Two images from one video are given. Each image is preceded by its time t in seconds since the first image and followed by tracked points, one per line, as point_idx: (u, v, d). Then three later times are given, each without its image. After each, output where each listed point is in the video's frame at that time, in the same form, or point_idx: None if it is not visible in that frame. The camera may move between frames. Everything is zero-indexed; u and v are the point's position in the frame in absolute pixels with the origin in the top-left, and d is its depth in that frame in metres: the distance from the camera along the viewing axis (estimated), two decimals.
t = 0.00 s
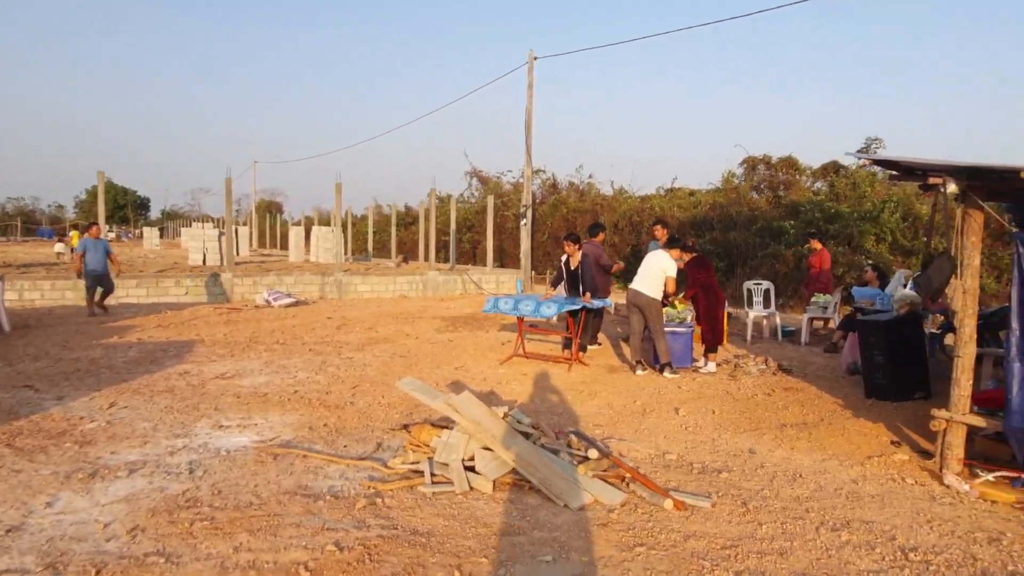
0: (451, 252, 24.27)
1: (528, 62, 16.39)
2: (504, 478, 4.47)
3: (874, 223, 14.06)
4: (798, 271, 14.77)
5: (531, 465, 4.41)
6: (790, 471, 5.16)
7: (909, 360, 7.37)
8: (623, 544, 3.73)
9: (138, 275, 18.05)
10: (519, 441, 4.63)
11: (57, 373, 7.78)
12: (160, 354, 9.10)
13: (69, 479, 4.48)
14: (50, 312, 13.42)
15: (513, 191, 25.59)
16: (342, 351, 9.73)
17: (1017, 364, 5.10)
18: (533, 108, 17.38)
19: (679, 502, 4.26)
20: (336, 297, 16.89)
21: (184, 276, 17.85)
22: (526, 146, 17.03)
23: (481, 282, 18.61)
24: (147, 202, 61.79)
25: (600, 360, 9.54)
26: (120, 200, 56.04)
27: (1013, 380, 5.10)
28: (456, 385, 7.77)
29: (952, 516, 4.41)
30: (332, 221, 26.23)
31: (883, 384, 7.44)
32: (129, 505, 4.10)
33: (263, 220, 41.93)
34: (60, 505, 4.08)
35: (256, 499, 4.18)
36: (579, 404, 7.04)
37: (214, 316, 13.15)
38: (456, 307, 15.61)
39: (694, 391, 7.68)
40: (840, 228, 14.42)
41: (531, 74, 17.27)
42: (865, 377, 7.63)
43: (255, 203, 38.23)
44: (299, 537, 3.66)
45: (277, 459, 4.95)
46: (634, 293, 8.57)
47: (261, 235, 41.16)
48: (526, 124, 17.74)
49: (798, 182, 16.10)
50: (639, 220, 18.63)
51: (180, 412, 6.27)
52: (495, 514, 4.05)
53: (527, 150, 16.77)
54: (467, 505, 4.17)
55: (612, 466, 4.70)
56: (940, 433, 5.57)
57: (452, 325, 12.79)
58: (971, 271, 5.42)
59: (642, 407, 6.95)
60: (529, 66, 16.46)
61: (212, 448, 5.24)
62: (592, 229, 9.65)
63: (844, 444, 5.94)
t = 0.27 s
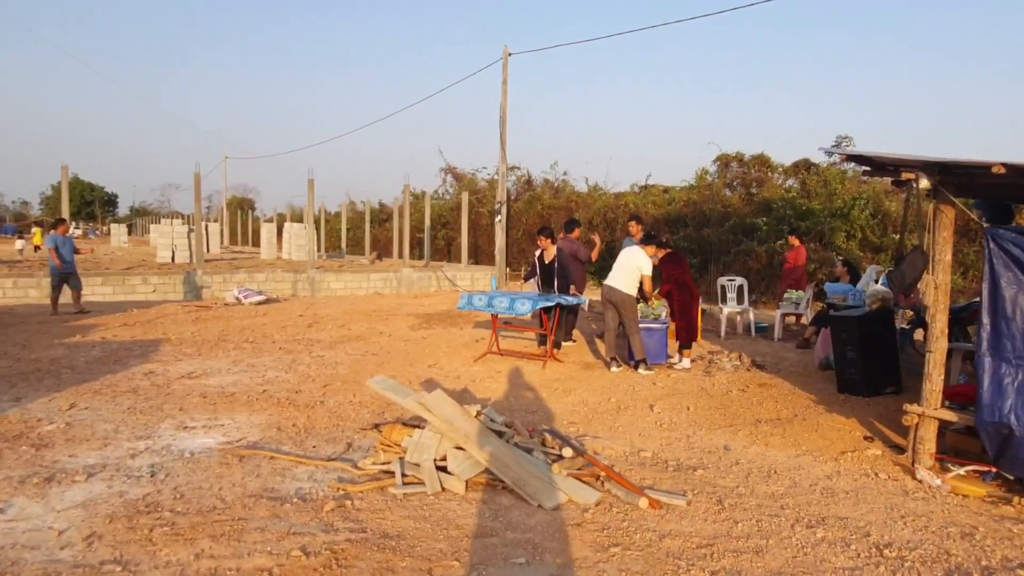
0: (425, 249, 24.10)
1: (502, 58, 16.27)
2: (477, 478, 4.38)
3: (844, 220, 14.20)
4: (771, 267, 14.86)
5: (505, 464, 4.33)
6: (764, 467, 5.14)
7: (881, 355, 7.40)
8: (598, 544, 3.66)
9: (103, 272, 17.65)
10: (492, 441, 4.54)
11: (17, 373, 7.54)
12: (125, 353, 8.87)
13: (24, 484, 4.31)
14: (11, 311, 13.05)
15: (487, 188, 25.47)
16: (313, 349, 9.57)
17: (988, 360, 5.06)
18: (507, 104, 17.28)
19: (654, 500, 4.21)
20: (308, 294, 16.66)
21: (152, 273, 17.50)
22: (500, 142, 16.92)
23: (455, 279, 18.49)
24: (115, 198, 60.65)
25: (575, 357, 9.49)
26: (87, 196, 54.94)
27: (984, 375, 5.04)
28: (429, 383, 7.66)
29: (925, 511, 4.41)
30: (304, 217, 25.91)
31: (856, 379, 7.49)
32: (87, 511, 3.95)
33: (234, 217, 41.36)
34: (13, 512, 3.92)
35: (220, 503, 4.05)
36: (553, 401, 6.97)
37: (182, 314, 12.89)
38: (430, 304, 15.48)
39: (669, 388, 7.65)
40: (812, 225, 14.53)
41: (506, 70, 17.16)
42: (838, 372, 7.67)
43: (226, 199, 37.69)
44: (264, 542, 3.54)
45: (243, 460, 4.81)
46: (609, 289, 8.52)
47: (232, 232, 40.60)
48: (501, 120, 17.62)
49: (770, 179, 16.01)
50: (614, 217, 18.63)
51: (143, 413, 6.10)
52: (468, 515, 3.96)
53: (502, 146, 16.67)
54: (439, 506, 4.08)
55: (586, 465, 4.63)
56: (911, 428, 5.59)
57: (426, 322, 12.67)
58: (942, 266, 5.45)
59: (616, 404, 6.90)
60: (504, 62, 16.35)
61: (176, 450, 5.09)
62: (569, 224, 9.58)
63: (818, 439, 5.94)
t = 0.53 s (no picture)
0: (400, 248, 23.86)
1: (477, 55, 16.11)
2: (445, 484, 4.25)
3: (817, 220, 14.28)
4: (744, 267, 14.90)
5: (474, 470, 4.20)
6: (738, 470, 5.06)
7: (854, 355, 7.39)
8: (568, 554, 3.55)
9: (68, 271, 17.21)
10: (461, 445, 4.41)
11: None
12: (86, 355, 8.60)
13: None
14: None
15: (463, 186, 25.29)
16: (281, 350, 9.36)
17: (961, 360, 5.03)
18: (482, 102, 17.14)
19: (627, 506, 4.11)
20: (280, 294, 16.38)
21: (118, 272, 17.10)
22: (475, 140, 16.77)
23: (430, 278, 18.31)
24: (83, 195, 59.46)
25: (549, 357, 9.38)
26: (54, 193, 53.80)
27: (957, 376, 5.02)
28: (400, 385, 7.51)
29: (899, 515, 4.36)
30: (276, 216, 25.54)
31: (829, 379, 7.46)
32: (33, 524, 3.75)
33: (206, 215, 40.72)
34: None
35: (175, 514, 3.87)
36: (525, 402, 6.86)
37: (148, 314, 12.58)
38: (403, 304, 15.29)
39: (643, 389, 7.57)
40: (785, 224, 14.58)
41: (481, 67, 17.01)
42: (811, 372, 7.65)
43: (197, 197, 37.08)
44: (219, 556, 3.37)
45: (202, 468, 4.63)
46: (583, 288, 8.42)
47: (204, 230, 39.97)
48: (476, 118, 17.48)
49: (744, 178, 16.04)
50: (589, 216, 18.58)
51: (101, 418, 5.88)
52: (434, 524, 3.83)
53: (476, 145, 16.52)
54: (405, 515, 3.94)
55: (558, 470, 4.52)
56: (885, 428, 5.56)
57: (399, 322, 12.49)
58: (915, 266, 5.42)
59: (590, 405, 6.81)
60: (478, 59, 16.21)
61: (132, 457, 4.89)
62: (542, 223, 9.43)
63: (792, 440, 5.89)
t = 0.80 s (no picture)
0: (378, 242, 23.62)
1: (455, 48, 15.93)
2: (417, 486, 4.12)
3: (794, 214, 14.29)
4: (723, 261, 14.88)
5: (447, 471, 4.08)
6: (717, 468, 4.98)
7: (832, 349, 7.35)
8: (543, 558, 3.44)
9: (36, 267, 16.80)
10: (433, 446, 4.27)
11: None
12: (50, 353, 8.34)
13: None
14: None
15: (441, 180, 25.08)
16: (254, 347, 9.16)
17: (940, 355, 4.98)
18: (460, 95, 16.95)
19: (604, 507, 4.01)
20: (255, 289, 16.11)
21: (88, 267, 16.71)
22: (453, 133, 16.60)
23: (408, 272, 18.12)
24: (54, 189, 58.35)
25: (527, 352, 9.27)
26: (24, 187, 52.73)
27: (936, 371, 4.97)
28: (375, 382, 7.36)
29: (879, 512, 4.30)
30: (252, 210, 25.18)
31: (808, 373, 7.42)
32: None
33: (181, 209, 40.11)
34: None
35: (133, 521, 3.71)
36: (502, 400, 6.74)
37: (118, 311, 12.29)
38: (381, 299, 15.09)
39: (621, 384, 7.48)
40: (763, 218, 14.58)
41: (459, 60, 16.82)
42: (790, 366, 7.59)
43: (172, 191, 36.50)
44: (178, 565, 3.22)
45: (165, 471, 4.46)
46: (561, 282, 8.31)
47: (179, 224, 39.36)
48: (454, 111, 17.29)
49: (722, 173, 16.07)
50: (569, 210, 18.48)
51: (62, 418, 5.67)
52: (405, 528, 3.69)
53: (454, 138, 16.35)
54: (375, 518, 3.81)
55: (534, 470, 4.41)
56: (864, 424, 5.51)
57: (375, 318, 12.31)
58: (895, 259, 5.36)
59: (568, 402, 6.70)
60: (456, 52, 16.03)
61: (92, 460, 4.70)
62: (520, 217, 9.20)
63: (771, 436, 5.83)
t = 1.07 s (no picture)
0: (356, 241, 23.34)
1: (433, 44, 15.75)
2: (392, 494, 3.97)
3: (773, 212, 14.25)
4: (703, 258, 14.84)
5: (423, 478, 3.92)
6: (701, 470, 4.87)
7: (814, 347, 7.28)
8: (523, 569, 3.30)
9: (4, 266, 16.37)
10: (409, 452, 4.12)
11: None
12: (14, 356, 8.06)
13: None
14: None
15: (420, 178, 24.85)
16: (227, 348, 8.93)
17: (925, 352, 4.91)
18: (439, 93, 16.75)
19: (586, 513, 3.87)
20: (230, 289, 15.81)
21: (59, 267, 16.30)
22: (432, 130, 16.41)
23: (387, 271, 17.89)
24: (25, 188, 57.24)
25: (507, 352, 9.12)
26: None
27: (921, 368, 4.91)
28: (351, 384, 7.17)
29: (865, 514, 4.22)
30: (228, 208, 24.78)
31: (790, 371, 7.33)
32: None
33: (156, 208, 39.47)
34: None
35: (91, 534, 3.52)
36: (482, 401, 6.59)
37: (87, 312, 11.97)
38: (359, 298, 14.87)
39: (603, 384, 7.36)
40: (742, 215, 14.55)
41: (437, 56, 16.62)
42: (772, 364, 7.50)
43: (146, 190, 35.90)
44: None
45: (127, 480, 4.26)
46: (542, 281, 8.17)
47: (153, 224, 38.73)
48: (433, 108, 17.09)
49: (701, 170, 16.02)
50: (549, 208, 18.36)
51: (22, 425, 5.43)
52: (379, 539, 3.54)
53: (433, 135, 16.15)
54: (348, 528, 3.65)
55: (514, 475, 4.26)
56: (848, 423, 5.42)
57: (353, 317, 12.10)
58: (879, 256, 5.28)
59: (548, 403, 6.57)
60: (435, 48, 15.85)
61: (51, 469, 4.49)
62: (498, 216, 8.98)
63: (754, 437, 5.73)
